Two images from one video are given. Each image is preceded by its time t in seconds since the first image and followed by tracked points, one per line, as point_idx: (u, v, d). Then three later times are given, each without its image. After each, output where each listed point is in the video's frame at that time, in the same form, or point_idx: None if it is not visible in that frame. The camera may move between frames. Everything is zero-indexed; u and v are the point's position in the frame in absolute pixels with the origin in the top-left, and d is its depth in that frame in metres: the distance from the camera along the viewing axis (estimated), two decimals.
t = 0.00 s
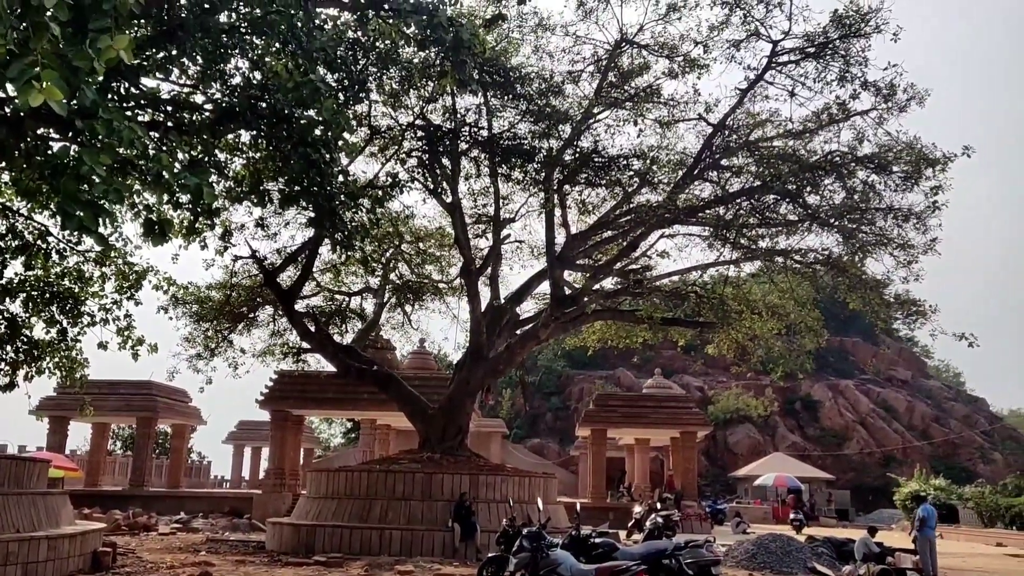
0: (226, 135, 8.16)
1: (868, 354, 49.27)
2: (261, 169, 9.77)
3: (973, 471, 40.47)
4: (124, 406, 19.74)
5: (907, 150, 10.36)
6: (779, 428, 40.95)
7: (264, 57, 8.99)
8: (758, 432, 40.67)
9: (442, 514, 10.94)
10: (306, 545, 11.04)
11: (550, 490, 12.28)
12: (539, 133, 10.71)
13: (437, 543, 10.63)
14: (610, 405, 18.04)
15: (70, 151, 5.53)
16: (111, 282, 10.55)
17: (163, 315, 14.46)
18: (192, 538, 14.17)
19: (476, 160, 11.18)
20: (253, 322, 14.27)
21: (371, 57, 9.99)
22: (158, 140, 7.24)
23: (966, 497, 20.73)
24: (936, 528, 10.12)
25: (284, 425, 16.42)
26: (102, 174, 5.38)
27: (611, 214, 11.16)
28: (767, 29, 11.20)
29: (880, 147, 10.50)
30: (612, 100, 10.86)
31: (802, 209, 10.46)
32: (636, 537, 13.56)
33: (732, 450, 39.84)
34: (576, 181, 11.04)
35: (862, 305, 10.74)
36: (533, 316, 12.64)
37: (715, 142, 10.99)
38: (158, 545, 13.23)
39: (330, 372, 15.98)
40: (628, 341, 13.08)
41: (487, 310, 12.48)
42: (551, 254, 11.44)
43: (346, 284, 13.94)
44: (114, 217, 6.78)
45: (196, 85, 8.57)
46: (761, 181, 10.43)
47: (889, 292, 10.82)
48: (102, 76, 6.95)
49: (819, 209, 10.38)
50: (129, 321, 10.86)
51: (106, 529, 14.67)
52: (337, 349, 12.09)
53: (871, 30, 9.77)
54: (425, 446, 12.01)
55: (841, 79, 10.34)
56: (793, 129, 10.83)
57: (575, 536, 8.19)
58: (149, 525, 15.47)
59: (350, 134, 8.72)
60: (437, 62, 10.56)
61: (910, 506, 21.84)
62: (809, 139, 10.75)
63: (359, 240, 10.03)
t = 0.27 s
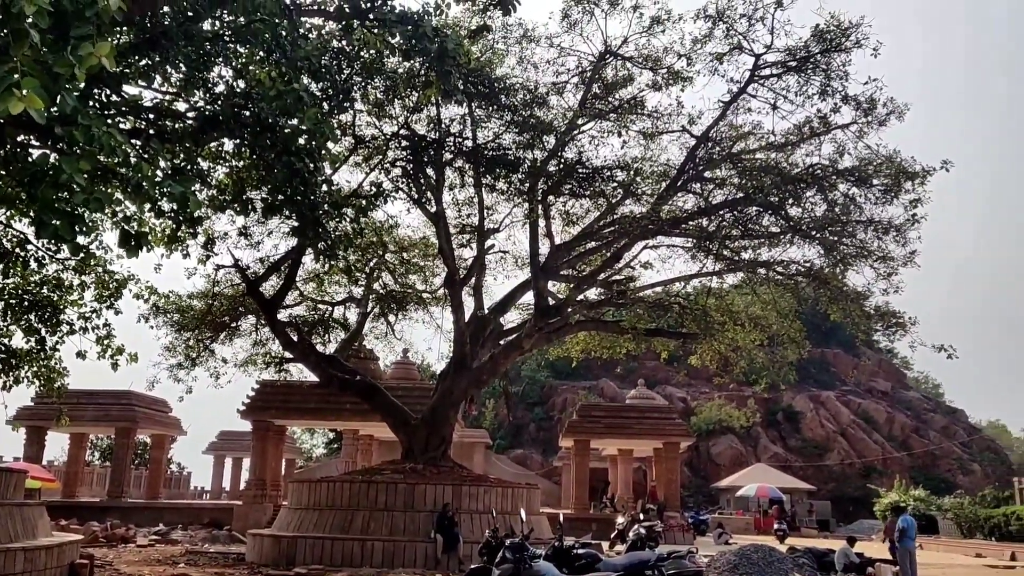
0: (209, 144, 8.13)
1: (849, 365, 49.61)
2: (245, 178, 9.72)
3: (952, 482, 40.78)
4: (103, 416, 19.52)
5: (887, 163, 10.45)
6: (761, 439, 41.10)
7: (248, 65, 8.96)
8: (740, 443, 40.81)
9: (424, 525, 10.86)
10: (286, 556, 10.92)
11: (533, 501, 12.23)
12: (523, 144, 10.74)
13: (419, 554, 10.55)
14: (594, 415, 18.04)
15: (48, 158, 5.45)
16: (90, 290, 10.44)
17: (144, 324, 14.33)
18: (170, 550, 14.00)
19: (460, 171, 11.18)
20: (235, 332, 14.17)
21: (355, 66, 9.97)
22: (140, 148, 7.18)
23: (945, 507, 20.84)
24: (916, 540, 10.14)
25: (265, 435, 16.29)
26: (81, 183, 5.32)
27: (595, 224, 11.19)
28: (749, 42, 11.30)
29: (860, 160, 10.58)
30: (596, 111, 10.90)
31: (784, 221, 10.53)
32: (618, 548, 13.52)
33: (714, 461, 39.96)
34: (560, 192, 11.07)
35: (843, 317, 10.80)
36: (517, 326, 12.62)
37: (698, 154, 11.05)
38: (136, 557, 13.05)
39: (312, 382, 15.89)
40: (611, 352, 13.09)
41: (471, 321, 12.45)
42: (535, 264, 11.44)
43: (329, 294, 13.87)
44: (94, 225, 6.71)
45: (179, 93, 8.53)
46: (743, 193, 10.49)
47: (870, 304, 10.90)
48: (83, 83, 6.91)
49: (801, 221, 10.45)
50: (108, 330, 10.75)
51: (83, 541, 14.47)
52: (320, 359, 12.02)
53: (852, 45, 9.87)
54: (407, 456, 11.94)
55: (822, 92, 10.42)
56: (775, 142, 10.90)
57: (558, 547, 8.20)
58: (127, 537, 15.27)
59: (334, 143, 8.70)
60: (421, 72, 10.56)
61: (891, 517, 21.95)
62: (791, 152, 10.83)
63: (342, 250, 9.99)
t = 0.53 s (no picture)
0: (187, 150, 8.10)
1: (826, 375, 50.05)
2: (224, 185, 9.67)
3: (927, 491, 41.18)
4: (77, 425, 19.28)
5: (863, 174, 10.54)
6: (738, 448, 41.30)
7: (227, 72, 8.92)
8: (718, 452, 40.99)
9: (402, 534, 10.81)
10: (263, 566, 10.83)
11: (512, 510, 12.21)
12: (504, 153, 10.77)
13: (398, 563, 10.48)
14: (573, 424, 18.05)
15: (21, 164, 5.38)
16: (65, 297, 10.32)
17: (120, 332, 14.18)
18: (145, 560, 13.82)
19: (441, 179, 11.18)
20: (212, 340, 14.05)
21: (336, 74, 9.95)
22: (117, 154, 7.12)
23: (919, 515, 21.01)
24: (891, 547, 10.23)
25: (243, 444, 16.15)
26: (54, 188, 5.26)
27: (574, 234, 11.22)
28: (728, 54, 11.41)
29: (837, 172, 10.67)
30: (576, 121, 10.94)
31: (762, 232, 10.62)
32: (597, 557, 13.50)
33: (693, 470, 40.16)
34: (541, 201, 11.10)
35: (820, 327, 10.88)
36: (497, 335, 12.61)
37: (677, 164, 11.12)
38: (110, 567, 12.88)
39: (291, 390, 15.79)
40: (591, 360, 13.11)
41: (450, 329, 12.42)
42: (515, 273, 11.44)
43: (308, 302, 13.80)
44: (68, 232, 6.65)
45: (157, 99, 8.48)
46: (722, 204, 10.55)
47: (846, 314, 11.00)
48: (59, 89, 6.86)
49: (778, 232, 10.54)
50: (84, 337, 10.63)
51: (56, 551, 14.26)
52: (298, 367, 11.95)
53: (828, 58, 9.98)
54: (386, 465, 11.85)
55: (799, 105, 10.53)
56: (754, 153, 10.97)
57: (537, 555, 8.25)
58: (100, 547, 15.07)
59: (315, 151, 8.68)
60: (402, 81, 10.56)
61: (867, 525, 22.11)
62: (768, 163, 10.92)
63: (322, 258, 9.95)
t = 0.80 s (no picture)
0: (162, 155, 8.05)
1: (801, 382, 50.49)
2: (199, 189, 9.59)
3: (899, 497, 41.63)
4: (47, 431, 19.00)
5: (837, 184, 10.61)
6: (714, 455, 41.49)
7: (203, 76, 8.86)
8: (694, 459, 41.16)
9: (378, 542, 10.74)
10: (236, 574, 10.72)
11: (488, 517, 12.17)
12: (482, 160, 10.77)
13: (373, 571, 10.43)
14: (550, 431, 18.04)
15: None
16: (35, 302, 10.17)
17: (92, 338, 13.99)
18: (116, 569, 13.63)
19: (419, 185, 11.15)
20: (186, 346, 13.90)
21: (314, 79, 9.90)
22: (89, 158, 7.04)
23: (892, 522, 21.22)
24: (864, 553, 10.32)
25: (217, 451, 15.99)
26: (24, 192, 5.18)
27: (552, 240, 11.23)
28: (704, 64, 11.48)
29: (812, 181, 10.71)
30: (554, 129, 10.96)
31: (738, 240, 10.68)
32: (574, 564, 13.48)
33: (668, 476, 40.16)
34: (519, 208, 11.11)
35: (795, 335, 10.95)
36: (474, 341, 12.58)
37: (655, 172, 11.17)
38: None
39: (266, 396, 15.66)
40: (568, 367, 13.11)
41: (427, 336, 12.37)
42: (493, 280, 11.42)
43: (284, 307, 13.70)
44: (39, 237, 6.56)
45: (131, 102, 8.42)
46: (699, 212, 10.57)
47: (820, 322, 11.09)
48: (31, 91, 6.79)
49: (754, 240, 10.60)
50: (55, 343, 10.48)
51: (25, 560, 14.02)
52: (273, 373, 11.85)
53: (803, 69, 10.06)
54: (361, 473, 11.77)
55: (775, 114, 10.61)
56: (730, 161, 11.01)
57: (513, 563, 8.26)
58: (70, 555, 14.84)
59: (292, 156, 8.63)
60: (380, 86, 10.53)
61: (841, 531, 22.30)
62: (744, 172, 11.00)
63: (298, 264, 9.90)
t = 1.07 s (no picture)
0: (134, 156, 7.98)
1: (773, 387, 50.95)
2: (171, 191, 9.50)
3: (868, 501, 42.11)
4: (13, 435, 18.71)
5: (809, 190, 10.68)
6: (688, 459, 41.71)
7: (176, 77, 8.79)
8: (668, 463, 41.35)
9: (350, 547, 10.68)
10: None
11: (462, 522, 12.13)
12: (457, 163, 10.77)
13: None
14: (525, 435, 18.03)
15: None
16: (2, 304, 10.01)
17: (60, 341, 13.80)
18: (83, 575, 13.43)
19: (394, 189, 11.12)
20: (157, 349, 13.76)
21: (288, 81, 9.86)
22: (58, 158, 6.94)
23: (861, 525, 21.41)
24: (834, 556, 10.42)
25: (188, 455, 15.83)
26: None
27: (527, 245, 11.24)
28: (679, 70, 11.56)
29: (786, 188, 10.76)
30: (530, 133, 10.98)
31: (711, 245, 10.75)
32: (547, 568, 13.46)
33: (642, 479, 40.25)
34: (493, 212, 11.13)
35: (767, 339, 11.01)
36: (449, 345, 12.54)
37: (629, 177, 11.22)
38: None
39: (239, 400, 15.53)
40: (542, 372, 13.12)
41: (402, 339, 12.32)
42: (468, 284, 11.41)
43: (257, 310, 13.60)
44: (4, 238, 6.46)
45: (102, 102, 8.33)
46: (673, 217, 10.68)
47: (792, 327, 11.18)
48: None
49: (727, 245, 10.68)
50: (22, 345, 10.32)
51: None
52: (245, 376, 11.75)
53: (776, 76, 10.17)
54: (334, 477, 11.68)
55: (748, 121, 10.70)
56: (704, 167, 11.04)
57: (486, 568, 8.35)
58: (36, 561, 14.61)
59: (266, 158, 8.59)
60: (356, 89, 10.51)
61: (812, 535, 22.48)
62: (718, 177, 11.06)
63: (272, 266, 9.83)
